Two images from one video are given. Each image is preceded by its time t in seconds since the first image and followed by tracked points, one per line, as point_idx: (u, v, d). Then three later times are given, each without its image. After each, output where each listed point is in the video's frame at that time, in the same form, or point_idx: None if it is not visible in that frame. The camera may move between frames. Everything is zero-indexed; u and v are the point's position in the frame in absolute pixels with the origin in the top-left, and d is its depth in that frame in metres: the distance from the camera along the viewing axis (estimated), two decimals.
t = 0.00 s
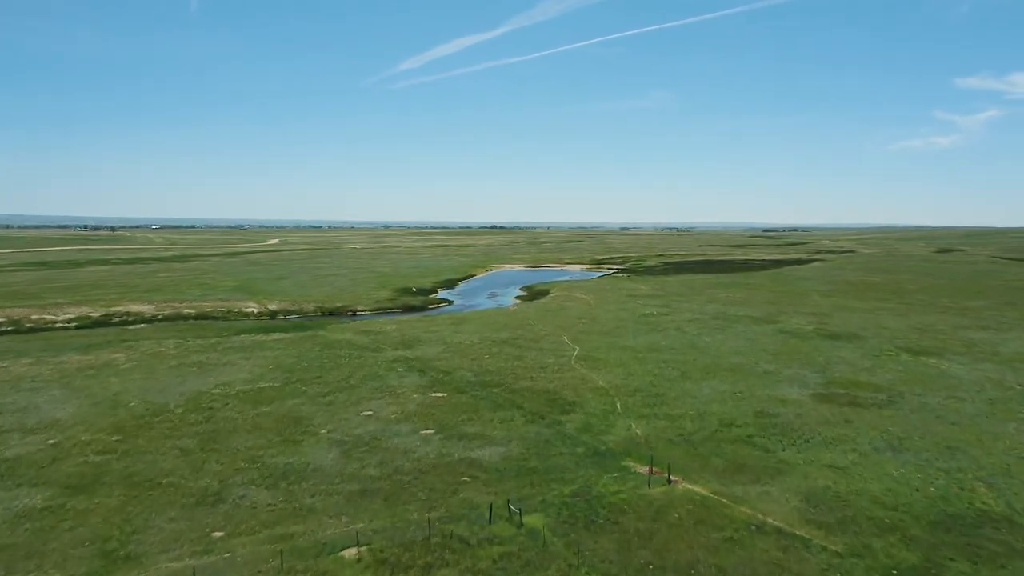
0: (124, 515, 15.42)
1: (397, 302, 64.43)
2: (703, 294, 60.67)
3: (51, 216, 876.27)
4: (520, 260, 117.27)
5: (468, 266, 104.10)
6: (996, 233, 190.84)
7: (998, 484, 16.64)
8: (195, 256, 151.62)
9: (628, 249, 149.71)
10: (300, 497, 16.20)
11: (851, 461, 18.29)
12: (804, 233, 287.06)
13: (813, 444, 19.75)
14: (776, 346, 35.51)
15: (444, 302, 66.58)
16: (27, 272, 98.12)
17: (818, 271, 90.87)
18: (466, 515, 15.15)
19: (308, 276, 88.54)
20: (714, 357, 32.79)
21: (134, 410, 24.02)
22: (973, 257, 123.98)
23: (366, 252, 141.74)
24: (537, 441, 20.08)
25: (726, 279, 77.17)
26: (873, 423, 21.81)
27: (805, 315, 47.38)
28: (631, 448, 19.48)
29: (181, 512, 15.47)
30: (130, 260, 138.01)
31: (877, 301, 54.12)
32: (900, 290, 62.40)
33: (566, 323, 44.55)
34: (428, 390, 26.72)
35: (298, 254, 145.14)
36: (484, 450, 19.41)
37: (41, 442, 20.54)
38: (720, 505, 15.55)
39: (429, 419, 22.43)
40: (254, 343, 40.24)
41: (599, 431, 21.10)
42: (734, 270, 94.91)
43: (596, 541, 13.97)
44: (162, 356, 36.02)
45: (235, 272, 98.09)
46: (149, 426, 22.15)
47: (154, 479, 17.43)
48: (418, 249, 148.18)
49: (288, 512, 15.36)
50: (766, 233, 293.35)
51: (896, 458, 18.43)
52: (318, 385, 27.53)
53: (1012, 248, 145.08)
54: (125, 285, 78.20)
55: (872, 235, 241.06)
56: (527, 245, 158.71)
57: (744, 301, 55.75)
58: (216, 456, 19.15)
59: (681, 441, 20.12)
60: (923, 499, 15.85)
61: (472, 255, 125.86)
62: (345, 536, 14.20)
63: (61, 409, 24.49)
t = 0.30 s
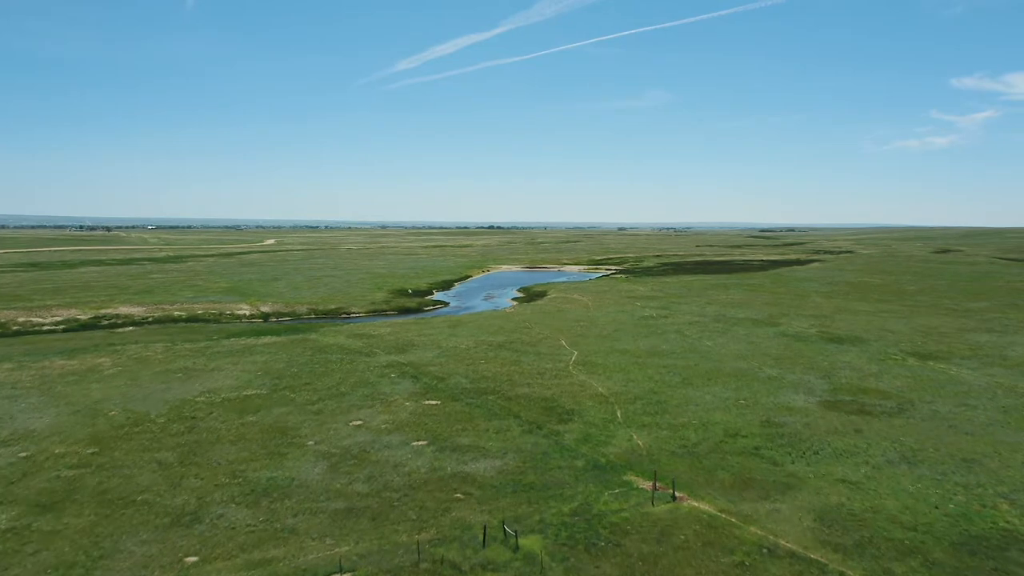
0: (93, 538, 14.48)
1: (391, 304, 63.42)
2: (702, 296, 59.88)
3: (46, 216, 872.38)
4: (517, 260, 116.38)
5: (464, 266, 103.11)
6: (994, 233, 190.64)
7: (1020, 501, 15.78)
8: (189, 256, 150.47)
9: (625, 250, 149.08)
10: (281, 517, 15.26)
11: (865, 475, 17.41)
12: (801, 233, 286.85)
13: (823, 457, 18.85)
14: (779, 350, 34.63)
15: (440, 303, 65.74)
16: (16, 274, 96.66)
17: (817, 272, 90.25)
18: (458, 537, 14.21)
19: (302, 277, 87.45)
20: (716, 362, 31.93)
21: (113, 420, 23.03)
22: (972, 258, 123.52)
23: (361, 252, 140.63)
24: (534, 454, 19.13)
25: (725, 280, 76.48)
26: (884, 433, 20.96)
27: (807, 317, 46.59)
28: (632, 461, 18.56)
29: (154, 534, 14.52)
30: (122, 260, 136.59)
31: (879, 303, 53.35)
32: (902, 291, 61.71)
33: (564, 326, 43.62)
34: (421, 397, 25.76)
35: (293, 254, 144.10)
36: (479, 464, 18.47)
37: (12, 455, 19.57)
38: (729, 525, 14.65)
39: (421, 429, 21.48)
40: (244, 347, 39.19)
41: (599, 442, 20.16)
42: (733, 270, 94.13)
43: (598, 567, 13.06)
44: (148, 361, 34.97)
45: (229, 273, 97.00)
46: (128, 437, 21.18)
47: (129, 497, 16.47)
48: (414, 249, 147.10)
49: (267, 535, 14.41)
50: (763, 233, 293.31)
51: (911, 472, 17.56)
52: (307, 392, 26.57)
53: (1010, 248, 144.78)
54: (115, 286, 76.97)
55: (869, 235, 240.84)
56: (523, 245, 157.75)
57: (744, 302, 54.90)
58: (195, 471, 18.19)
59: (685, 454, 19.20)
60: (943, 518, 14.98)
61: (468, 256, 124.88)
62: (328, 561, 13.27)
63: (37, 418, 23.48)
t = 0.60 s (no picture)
0: (58, 563, 13.47)
1: (386, 306, 62.37)
2: (702, 298, 58.96)
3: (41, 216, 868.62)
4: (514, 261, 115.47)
5: (461, 267, 102.13)
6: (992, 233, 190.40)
7: None
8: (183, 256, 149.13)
9: (623, 250, 148.24)
10: (262, 539, 14.27)
11: (881, 491, 16.48)
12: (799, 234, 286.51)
13: (836, 470, 17.91)
14: (783, 354, 33.72)
15: (437, 305, 64.74)
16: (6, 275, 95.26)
17: (817, 272, 89.45)
18: (451, 562, 13.25)
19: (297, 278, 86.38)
20: (720, 367, 31.00)
21: (90, 430, 21.98)
22: (971, 258, 123.09)
23: (357, 252, 139.61)
24: (532, 467, 18.15)
25: (724, 280, 75.69)
26: (898, 443, 20.03)
27: (810, 319, 45.71)
28: (636, 475, 17.60)
29: (124, 559, 13.53)
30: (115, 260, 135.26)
31: (882, 305, 52.47)
32: (904, 293, 60.88)
33: (562, 329, 42.63)
34: (414, 405, 24.74)
35: (288, 255, 142.88)
36: (474, 478, 17.48)
37: None
38: (741, 547, 13.72)
39: (414, 440, 20.48)
40: (233, 351, 38.12)
41: (600, 455, 19.19)
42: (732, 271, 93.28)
43: None
44: (134, 366, 33.90)
45: (222, 273, 95.79)
46: (105, 449, 20.14)
47: (100, 517, 15.46)
48: (410, 249, 146.08)
49: (246, 560, 13.43)
50: (760, 233, 293.06)
51: (930, 487, 16.64)
52: (295, 400, 25.53)
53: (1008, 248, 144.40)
54: (106, 288, 75.72)
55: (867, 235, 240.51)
56: (520, 245, 156.82)
57: (746, 304, 53.99)
58: (173, 487, 17.19)
59: (691, 467, 18.24)
60: (968, 539, 14.07)
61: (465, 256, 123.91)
62: None
63: (11, 428, 22.43)
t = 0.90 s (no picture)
0: None
1: (382, 307, 61.38)
2: (702, 299, 58.04)
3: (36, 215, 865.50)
4: (512, 261, 114.57)
5: (458, 268, 101.16)
6: (991, 233, 190.13)
7: None
8: (178, 257, 147.91)
9: (621, 251, 147.35)
10: (240, 564, 13.29)
11: (901, 508, 15.52)
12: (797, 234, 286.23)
13: (851, 485, 16.95)
14: (789, 358, 32.77)
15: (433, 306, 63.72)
16: None
17: (817, 273, 88.60)
18: None
19: (291, 279, 85.30)
20: (724, 372, 30.03)
21: (67, 441, 20.96)
22: (970, 258, 122.65)
23: (354, 253, 138.60)
24: (530, 482, 17.17)
25: (724, 281, 74.85)
26: (914, 455, 19.09)
27: (813, 321, 44.81)
28: (640, 491, 16.63)
29: None
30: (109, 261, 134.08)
31: (886, 306, 51.65)
32: (907, 294, 60.04)
33: (561, 331, 41.67)
34: (407, 414, 23.75)
35: (284, 255, 141.71)
36: (468, 494, 16.50)
37: None
38: (755, 573, 12.76)
39: (406, 453, 19.48)
40: (222, 356, 37.04)
41: (602, 468, 18.22)
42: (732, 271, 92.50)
43: None
44: (118, 372, 32.80)
45: (217, 274, 94.62)
46: (80, 462, 19.12)
47: (68, 539, 14.46)
48: (407, 250, 145.14)
49: None
50: (759, 233, 292.69)
51: (953, 505, 15.68)
52: (283, 408, 24.53)
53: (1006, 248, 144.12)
54: (97, 289, 74.52)
55: (865, 235, 240.24)
56: (517, 245, 156.13)
57: (747, 306, 53.12)
58: (149, 504, 16.18)
59: (699, 481, 17.27)
60: (998, 562, 13.13)
61: (462, 256, 122.99)
62: None
63: None
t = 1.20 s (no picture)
0: None
1: (377, 309, 60.36)
2: (703, 301, 57.10)
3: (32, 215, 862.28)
4: (509, 261, 113.68)
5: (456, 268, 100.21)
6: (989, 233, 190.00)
7: None
8: (173, 257, 146.49)
9: (619, 251, 146.41)
10: None
11: (925, 529, 14.59)
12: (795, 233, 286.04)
13: (870, 502, 16.01)
14: (795, 363, 31.83)
15: (430, 308, 62.72)
16: None
17: (818, 274, 87.81)
18: None
19: (286, 280, 84.24)
20: (729, 378, 29.06)
21: (41, 454, 19.90)
22: (970, 258, 122.26)
23: (350, 253, 137.61)
24: (529, 500, 16.19)
25: (724, 282, 73.99)
26: (934, 469, 18.16)
27: (818, 324, 43.93)
28: (647, 510, 15.65)
29: None
30: (103, 261, 132.98)
31: (890, 308, 50.84)
32: (911, 295, 59.23)
33: (559, 335, 40.72)
34: (400, 424, 22.73)
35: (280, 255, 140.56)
36: (464, 514, 15.52)
37: None
38: None
39: (398, 467, 18.49)
40: (212, 360, 36.02)
41: (606, 483, 17.25)
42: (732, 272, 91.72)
43: None
44: (103, 377, 31.74)
45: (211, 275, 93.44)
46: (53, 478, 18.06)
47: (33, 566, 13.44)
48: (404, 250, 144.26)
49: None
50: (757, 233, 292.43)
51: (979, 525, 14.77)
52: (271, 417, 23.51)
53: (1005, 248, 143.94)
54: (89, 291, 73.38)
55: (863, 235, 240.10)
56: (515, 245, 155.38)
57: (749, 308, 52.25)
58: (123, 526, 15.16)
59: (708, 499, 16.30)
60: None
61: (459, 256, 122.12)
62: None
63: None
